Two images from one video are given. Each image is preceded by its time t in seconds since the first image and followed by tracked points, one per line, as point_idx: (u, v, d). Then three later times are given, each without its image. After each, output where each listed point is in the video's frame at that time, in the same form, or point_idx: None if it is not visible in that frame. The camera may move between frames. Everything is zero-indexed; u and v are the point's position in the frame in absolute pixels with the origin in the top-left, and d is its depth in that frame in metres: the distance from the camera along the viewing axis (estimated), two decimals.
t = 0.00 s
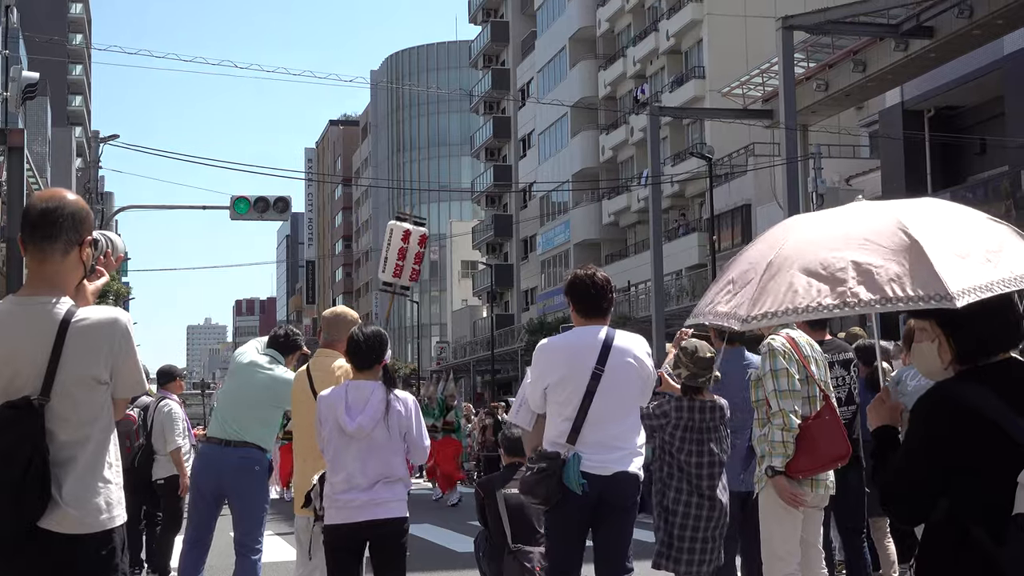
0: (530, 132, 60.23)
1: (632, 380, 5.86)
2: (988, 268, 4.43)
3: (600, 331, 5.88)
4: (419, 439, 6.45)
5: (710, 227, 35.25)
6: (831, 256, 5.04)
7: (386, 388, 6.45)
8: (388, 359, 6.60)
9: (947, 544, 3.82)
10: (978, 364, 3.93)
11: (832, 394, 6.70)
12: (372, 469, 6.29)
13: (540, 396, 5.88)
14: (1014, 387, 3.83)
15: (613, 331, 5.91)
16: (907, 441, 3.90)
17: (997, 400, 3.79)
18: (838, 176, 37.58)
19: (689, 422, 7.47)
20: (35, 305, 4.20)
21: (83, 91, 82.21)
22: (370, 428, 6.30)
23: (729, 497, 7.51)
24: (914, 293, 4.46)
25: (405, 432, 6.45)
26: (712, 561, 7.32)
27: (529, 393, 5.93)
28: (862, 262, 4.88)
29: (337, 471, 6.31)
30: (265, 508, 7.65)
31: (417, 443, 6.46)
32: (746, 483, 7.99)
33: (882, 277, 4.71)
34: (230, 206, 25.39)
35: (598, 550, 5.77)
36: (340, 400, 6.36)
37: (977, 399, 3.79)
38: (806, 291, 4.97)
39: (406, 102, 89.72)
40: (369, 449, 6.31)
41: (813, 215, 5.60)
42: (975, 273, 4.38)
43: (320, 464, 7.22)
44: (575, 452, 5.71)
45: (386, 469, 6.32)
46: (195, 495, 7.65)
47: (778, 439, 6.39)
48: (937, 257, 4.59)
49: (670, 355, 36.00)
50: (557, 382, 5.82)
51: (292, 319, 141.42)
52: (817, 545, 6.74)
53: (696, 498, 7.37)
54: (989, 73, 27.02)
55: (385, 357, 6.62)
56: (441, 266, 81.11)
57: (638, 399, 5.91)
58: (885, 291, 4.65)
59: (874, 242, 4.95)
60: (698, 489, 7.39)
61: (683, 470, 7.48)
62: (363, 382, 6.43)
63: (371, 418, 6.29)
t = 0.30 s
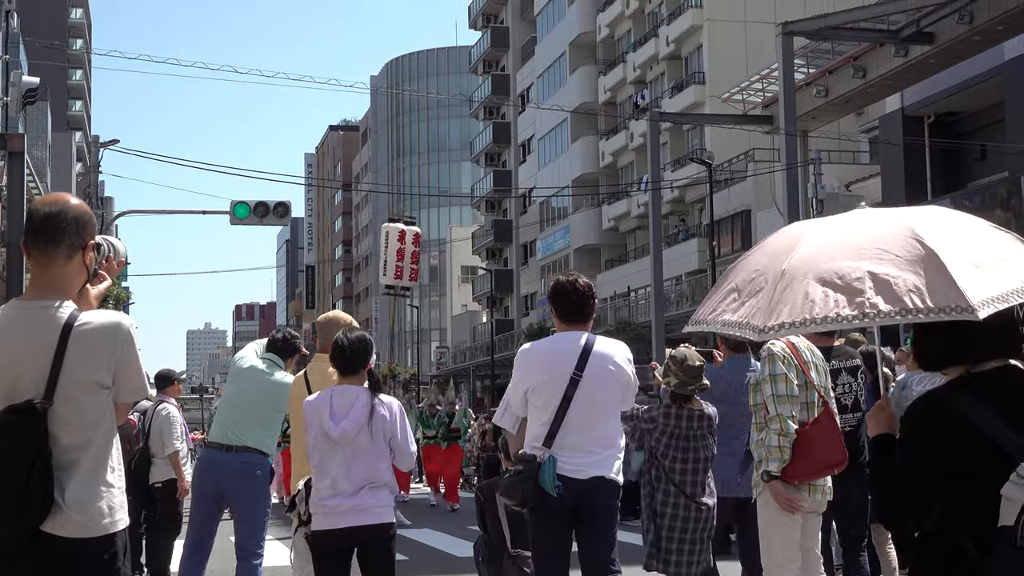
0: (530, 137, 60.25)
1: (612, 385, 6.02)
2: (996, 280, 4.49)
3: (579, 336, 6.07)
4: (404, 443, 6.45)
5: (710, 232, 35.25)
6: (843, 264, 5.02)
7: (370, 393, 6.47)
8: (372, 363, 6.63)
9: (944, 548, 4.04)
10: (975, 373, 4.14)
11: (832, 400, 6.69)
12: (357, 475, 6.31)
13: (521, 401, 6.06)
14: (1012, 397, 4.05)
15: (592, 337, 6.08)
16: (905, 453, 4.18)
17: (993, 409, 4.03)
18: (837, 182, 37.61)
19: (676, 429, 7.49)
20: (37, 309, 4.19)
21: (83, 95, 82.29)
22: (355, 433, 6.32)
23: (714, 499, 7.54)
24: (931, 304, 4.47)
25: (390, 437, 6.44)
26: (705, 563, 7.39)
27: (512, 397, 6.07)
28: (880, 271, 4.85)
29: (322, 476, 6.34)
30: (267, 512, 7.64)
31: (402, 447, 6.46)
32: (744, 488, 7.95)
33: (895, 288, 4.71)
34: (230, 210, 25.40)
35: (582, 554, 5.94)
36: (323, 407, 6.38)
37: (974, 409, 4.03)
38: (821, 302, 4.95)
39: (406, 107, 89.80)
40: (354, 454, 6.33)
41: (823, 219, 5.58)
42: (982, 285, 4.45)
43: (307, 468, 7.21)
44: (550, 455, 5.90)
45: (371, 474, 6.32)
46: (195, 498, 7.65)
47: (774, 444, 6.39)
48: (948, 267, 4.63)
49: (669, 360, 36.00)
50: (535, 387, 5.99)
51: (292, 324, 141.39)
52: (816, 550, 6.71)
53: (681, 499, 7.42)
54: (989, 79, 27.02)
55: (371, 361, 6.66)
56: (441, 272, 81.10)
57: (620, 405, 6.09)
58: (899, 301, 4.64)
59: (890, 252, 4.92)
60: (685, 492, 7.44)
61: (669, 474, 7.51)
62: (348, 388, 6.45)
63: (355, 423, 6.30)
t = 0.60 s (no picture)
0: (531, 136, 60.29)
1: (598, 385, 6.05)
2: (976, 306, 4.20)
3: (567, 337, 6.11)
4: (393, 444, 6.46)
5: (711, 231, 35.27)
6: (820, 278, 4.68)
7: (358, 394, 6.49)
8: (362, 362, 6.67)
9: (925, 554, 3.93)
10: (959, 376, 4.02)
11: (834, 400, 6.71)
12: (345, 475, 6.33)
13: (509, 399, 6.13)
14: (996, 407, 3.90)
15: (579, 338, 6.12)
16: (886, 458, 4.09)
17: (979, 416, 3.90)
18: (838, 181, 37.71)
19: (675, 426, 7.54)
20: (39, 308, 4.21)
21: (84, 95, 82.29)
22: (344, 433, 6.35)
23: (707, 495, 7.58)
24: (898, 339, 4.28)
25: (379, 437, 6.46)
26: (699, 559, 7.45)
27: (500, 395, 6.17)
28: (853, 287, 4.56)
29: (312, 476, 6.38)
30: (268, 511, 7.65)
31: (391, 448, 6.46)
32: (743, 485, 7.94)
33: (869, 315, 4.42)
34: (232, 210, 25.44)
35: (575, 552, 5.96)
36: (311, 407, 6.43)
37: (959, 415, 3.91)
38: (792, 320, 4.64)
39: (407, 106, 89.81)
40: (341, 455, 6.35)
41: (811, 227, 5.23)
42: (958, 315, 4.20)
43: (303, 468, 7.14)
44: (538, 455, 5.93)
45: (359, 475, 6.35)
46: (195, 497, 7.66)
47: (773, 443, 6.40)
48: (925, 293, 4.35)
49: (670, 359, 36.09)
50: (524, 386, 6.05)
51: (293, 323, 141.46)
52: (815, 549, 6.73)
53: (672, 495, 7.47)
54: (990, 78, 27.02)
55: (361, 360, 6.68)
56: (442, 271, 81.19)
57: (606, 405, 6.10)
58: (870, 329, 4.39)
59: (868, 269, 4.60)
60: (674, 488, 7.50)
61: (663, 470, 7.56)
62: (337, 388, 6.49)
63: (342, 423, 6.33)
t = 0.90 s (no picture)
0: (531, 137, 60.29)
1: (594, 386, 6.04)
2: (941, 307, 4.10)
3: (562, 337, 6.10)
4: (389, 444, 6.45)
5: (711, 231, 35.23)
6: (803, 276, 4.69)
7: (354, 395, 6.47)
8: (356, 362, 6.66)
9: (913, 552, 3.94)
10: (958, 375, 3.95)
11: (834, 401, 6.68)
12: (339, 477, 6.32)
13: (505, 399, 6.09)
14: (989, 408, 3.85)
15: (574, 337, 6.11)
16: (884, 456, 4.02)
17: (970, 419, 3.84)
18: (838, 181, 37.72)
19: (664, 427, 7.43)
20: (38, 308, 4.18)
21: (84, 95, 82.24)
22: (340, 434, 6.33)
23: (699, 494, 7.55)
24: (857, 337, 4.29)
25: (374, 437, 6.44)
26: (690, 556, 7.40)
27: (495, 395, 6.13)
28: (825, 286, 4.57)
29: (307, 477, 6.37)
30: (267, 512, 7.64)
31: (387, 449, 6.45)
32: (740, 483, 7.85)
33: (834, 312, 4.44)
34: (231, 210, 25.41)
35: (570, 552, 5.95)
36: (307, 408, 6.43)
37: (951, 419, 3.84)
38: (772, 317, 4.69)
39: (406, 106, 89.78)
40: (336, 455, 6.33)
41: (823, 229, 5.04)
42: (922, 317, 4.12)
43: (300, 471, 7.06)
44: (534, 455, 5.92)
45: (355, 476, 6.32)
46: (195, 497, 7.65)
47: (773, 444, 6.39)
48: (894, 290, 4.28)
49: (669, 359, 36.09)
50: (520, 387, 6.03)
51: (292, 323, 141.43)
52: (816, 549, 6.70)
53: (662, 494, 7.40)
54: (991, 79, 26.96)
55: (356, 361, 6.66)
56: (442, 271, 81.18)
57: (601, 407, 6.08)
58: (837, 328, 4.40)
59: (845, 268, 4.56)
60: (665, 487, 7.42)
61: (654, 469, 7.47)
62: (332, 388, 6.49)
63: (336, 423, 6.32)
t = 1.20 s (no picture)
0: (530, 137, 60.26)
1: (594, 385, 6.04)
2: (929, 299, 4.31)
3: (563, 339, 6.10)
4: (395, 444, 6.45)
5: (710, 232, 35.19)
6: (808, 265, 5.05)
7: (358, 393, 6.47)
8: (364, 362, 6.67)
9: (909, 551, 3.83)
10: (956, 378, 3.82)
11: (834, 401, 6.68)
12: (345, 476, 6.31)
13: (506, 399, 6.08)
14: (990, 408, 3.74)
15: (575, 338, 6.12)
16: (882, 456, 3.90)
17: (968, 419, 3.74)
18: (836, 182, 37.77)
19: (643, 429, 7.43)
20: (34, 308, 4.17)
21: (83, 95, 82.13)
22: (343, 434, 6.32)
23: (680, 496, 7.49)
24: (848, 321, 4.64)
25: (379, 437, 6.44)
26: (677, 557, 7.40)
27: (496, 393, 6.11)
28: (827, 274, 4.92)
29: (312, 477, 6.35)
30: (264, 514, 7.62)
31: (393, 449, 6.45)
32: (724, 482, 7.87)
33: (827, 297, 4.81)
34: (230, 210, 25.37)
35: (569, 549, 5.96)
36: (312, 407, 6.42)
37: (948, 419, 3.73)
38: (775, 299, 5.06)
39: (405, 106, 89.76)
40: (341, 455, 6.33)
41: (827, 230, 5.31)
42: (913, 306, 4.35)
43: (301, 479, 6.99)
44: (537, 453, 5.91)
45: (360, 475, 6.33)
46: (192, 498, 7.65)
47: (774, 444, 6.37)
48: (885, 280, 4.57)
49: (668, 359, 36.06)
50: (522, 386, 6.01)
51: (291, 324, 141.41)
52: (816, 549, 6.69)
53: (644, 497, 7.37)
54: (991, 79, 26.91)
55: (361, 361, 6.66)
56: (441, 271, 81.18)
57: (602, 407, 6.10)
58: (829, 312, 4.76)
59: (847, 259, 4.88)
60: (646, 490, 7.39)
61: (635, 473, 7.46)
62: (337, 388, 6.47)
63: (342, 423, 6.32)
